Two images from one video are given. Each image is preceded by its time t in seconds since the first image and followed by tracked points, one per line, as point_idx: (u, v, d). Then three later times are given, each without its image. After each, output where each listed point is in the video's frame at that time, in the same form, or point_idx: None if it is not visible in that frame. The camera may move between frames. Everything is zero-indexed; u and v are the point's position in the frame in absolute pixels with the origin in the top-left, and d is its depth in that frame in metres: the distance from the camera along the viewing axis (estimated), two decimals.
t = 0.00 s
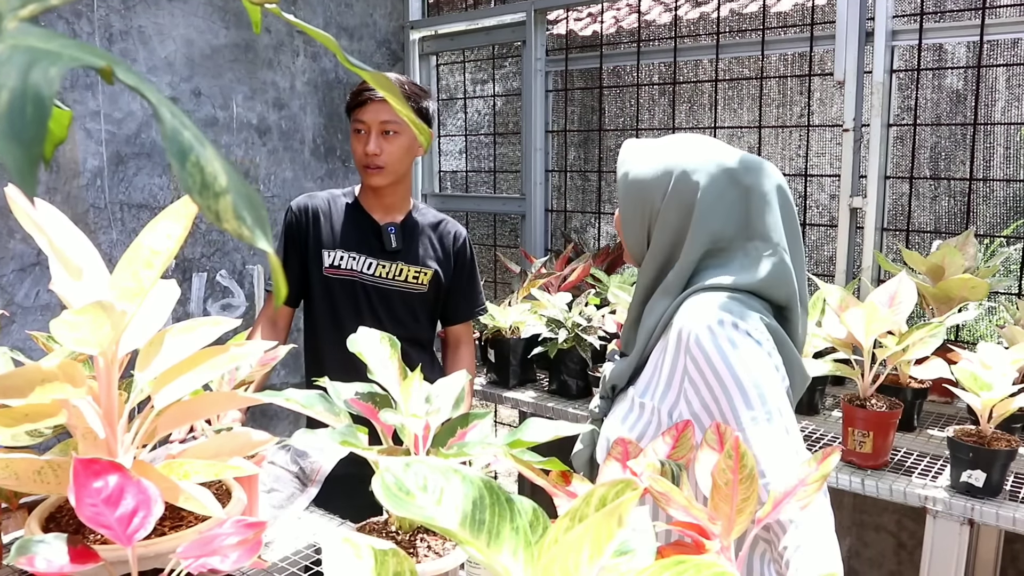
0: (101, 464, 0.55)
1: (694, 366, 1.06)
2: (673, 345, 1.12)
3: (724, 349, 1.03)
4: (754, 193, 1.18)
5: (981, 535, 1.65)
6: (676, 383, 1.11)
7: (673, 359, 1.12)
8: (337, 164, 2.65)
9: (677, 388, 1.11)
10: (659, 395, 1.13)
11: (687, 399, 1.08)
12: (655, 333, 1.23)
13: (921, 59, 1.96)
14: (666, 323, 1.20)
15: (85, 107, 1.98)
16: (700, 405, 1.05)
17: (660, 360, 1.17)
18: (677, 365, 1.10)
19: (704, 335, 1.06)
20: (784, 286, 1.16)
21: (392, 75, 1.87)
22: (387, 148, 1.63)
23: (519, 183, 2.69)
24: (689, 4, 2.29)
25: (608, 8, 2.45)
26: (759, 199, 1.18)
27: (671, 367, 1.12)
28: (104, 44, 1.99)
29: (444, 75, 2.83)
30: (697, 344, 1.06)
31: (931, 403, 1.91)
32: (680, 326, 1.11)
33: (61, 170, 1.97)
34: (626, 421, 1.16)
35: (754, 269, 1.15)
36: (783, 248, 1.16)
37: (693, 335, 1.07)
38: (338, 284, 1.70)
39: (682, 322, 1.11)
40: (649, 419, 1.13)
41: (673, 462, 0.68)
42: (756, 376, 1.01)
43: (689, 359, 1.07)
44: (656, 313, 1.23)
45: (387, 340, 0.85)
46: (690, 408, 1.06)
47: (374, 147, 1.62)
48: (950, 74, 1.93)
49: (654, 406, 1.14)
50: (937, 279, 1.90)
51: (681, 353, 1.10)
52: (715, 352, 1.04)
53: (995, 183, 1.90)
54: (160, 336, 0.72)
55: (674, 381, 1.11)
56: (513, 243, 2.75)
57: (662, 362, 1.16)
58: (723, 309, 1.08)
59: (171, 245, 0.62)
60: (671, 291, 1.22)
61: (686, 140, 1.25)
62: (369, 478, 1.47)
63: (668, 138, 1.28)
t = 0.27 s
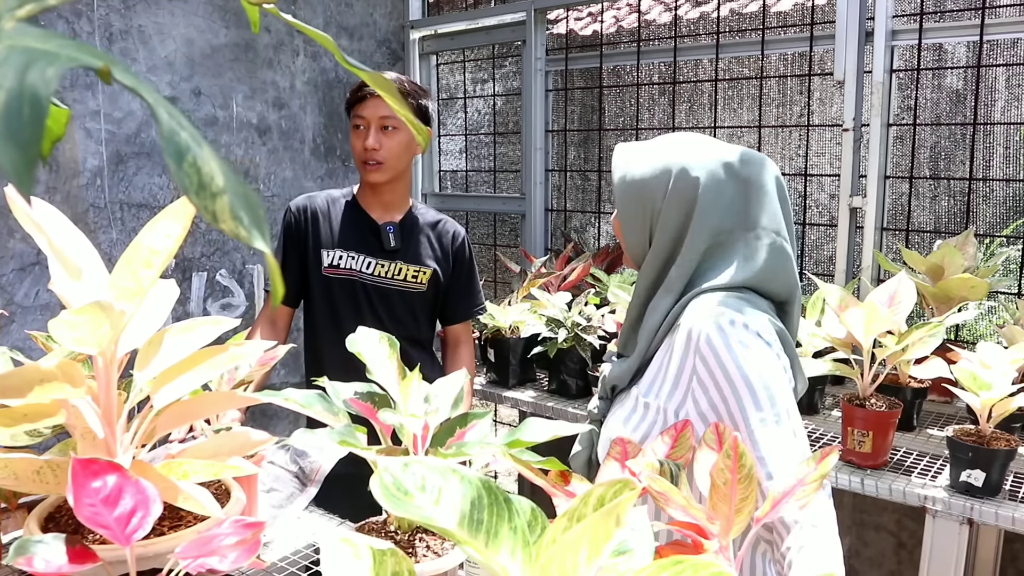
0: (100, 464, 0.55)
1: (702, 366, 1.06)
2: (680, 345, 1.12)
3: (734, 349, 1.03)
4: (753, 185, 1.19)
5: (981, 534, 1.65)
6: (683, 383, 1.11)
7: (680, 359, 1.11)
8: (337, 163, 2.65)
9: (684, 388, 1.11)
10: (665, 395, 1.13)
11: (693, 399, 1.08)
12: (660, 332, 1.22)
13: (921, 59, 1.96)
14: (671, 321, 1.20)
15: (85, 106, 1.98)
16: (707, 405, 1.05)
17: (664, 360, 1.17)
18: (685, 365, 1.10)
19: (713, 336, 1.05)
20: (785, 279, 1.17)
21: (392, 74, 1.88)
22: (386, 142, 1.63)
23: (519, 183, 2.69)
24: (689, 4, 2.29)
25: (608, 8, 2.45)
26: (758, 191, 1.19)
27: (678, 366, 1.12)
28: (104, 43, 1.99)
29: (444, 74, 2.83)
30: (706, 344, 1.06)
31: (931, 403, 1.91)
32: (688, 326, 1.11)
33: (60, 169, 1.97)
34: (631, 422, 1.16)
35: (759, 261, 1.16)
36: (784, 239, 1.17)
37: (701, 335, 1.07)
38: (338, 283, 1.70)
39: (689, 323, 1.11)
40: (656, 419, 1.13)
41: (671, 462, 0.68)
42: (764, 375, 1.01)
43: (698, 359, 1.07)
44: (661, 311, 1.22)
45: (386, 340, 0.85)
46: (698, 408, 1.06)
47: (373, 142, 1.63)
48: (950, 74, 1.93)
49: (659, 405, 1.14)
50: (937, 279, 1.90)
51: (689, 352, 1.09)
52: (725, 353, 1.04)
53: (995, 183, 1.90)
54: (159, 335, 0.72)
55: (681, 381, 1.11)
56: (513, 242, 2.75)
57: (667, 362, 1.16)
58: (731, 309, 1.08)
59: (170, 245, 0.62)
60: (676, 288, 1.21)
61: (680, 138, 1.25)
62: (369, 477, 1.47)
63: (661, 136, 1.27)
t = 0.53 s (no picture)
0: (99, 463, 0.55)
1: (731, 360, 1.11)
2: (708, 337, 1.17)
3: (764, 344, 1.09)
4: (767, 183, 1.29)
5: (980, 534, 1.66)
6: (707, 375, 1.17)
7: (706, 352, 1.17)
8: (336, 163, 2.65)
9: (707, 380, 1.16)
10: (685, 385, 1.18)
11: (716, 392, 1.13)
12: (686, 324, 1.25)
13: (920, 59, 1.96)
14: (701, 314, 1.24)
15: (84, 106, 1.98)
16: (729, 398, 1.11)
17: (684, 351, 1.22)
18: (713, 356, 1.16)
19: (745, 331, 1.11)
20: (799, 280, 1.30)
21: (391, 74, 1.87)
22: (385, 139, 1.63)
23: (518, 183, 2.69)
24: (688, 4, 2.29)
25: (608, 8, 2.45)
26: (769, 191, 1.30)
27: (703, 359, 1.17)
28: (103, 43, 1.99)
29: (443, 75, 2.83)
30: (736, 337, 1.11)
31: (930, 403, 1.91)
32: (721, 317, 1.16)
33: (59, 169, 1.97)
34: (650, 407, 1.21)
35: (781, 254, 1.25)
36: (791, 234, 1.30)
37: (733, 329, 1.12)
38: (337, 283, 1.70)
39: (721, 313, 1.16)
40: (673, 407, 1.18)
41: (671, 462, 0.68)
42: (789, 373, 1.07)
43: (728, 349, 1.12)
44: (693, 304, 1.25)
45: (385, 340, 0.85)
46: (720, 397, 1.12)
47: (373, 138, 1.63)
48: (949, 75, 1.93)
49: (678, 396, 1.18)
50: (936, 279, 1.90)
51: (717, 346, 1.15)
52: (756, 347, 1.09)
53: (995, 183, 1.90)
54: (158, 335, 0.72)
55: (706, 373, 1.17)
56: (512, 242, 2.75)
57: (689, 353, 1.20)
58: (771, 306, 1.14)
59: (169, 245, 0.62)
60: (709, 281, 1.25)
61: (704, 133, 1.27)
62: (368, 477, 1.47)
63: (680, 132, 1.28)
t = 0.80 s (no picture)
0: (97, 463, 0.55)
1: (767, 366, 1.16)
2: (743, 343, 1.23)
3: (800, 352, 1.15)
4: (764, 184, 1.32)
5: (980, 534, 1.65)
6: (742, 381, 1.22)
7: (740, 357, 1.22)
8: (335, 163, 2.65)
9: (743, 386, 1.22)
10: (718, 389, 1.24)
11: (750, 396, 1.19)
12: (713, 330, 1.27)
13: (920, 59, 1.96)
14: (726, 318, 1.26)
15: (83, 106, 1.98)
16: (762, 402, 1.16)
17: (715, 357, 1.26)
18: (750, 363, 1.21)
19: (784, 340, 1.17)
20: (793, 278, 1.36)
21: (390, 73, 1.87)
22: (383, 138, 1.63)
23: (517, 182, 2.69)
24: (688, 3, 2.29)
25: (607, 7, 2.45)
26: (766, 190, 1.33)
27: (737, 363, 1.23)
28: (102, 42, 1.99)
29: (442, 74, 2.83)
30: (775, 346, 1.17)
31: (929, 402, 1.91)
32: (755, 324, 1.21)
33: (58, 169, 1.97)
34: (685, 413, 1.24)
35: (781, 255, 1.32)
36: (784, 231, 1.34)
37: (769, 337, 1.18)
38: (336, 282, 1.69)
39: (755, 321, 1.21)
40: (710, 411, 1.22)
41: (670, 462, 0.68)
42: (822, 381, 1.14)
43: (766, 357, 1.17)
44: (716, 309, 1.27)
45: (384, 339, 0.85)
46: (755, 403, 1.17)
47: (371, 137, 1.63)
48: (948, 74, 1.93)
49: (711, 400, 1.23)
50: (936, 278, 1.90)
51: (753, 351, 1.20)
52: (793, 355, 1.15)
53: (994, 183, 1.90)
54: (157, 335, 0.72)
55: (742, 379, 1.22)
56: (511, 242, 2.75)
57: (723, 359, 1.25)
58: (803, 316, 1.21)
59: (168, 244, 0.62)
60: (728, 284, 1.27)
61: (700, 134, 1.29)
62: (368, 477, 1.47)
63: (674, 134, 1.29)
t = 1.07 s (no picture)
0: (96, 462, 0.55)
1: (778, 379, 1.17)
2: (751, 356, 1.22)
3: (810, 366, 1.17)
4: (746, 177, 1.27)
5: (979, 534, 1.66)
6: (753, 393, 1.22)
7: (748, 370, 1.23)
8: (335, 162, 2.65)
9: (753, 399, 1.22)
10: (728, 403, 1.24)
11: (761, 409, 1.20)
12: (717, 340, 1.26)
13: (919, 58, 1.96)
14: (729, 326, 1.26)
15: (82, 105, 1.98)
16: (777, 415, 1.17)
17: (721, 371, 1.26)
18: (760, 376, 1.21)
19: (794, 352, 1.19)
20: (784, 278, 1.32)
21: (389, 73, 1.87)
22: (380, 138, 1.63)
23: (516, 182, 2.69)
24: (687, 3, 2.29)
25: (607, 7, 2.45)
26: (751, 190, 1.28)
27: (745, 377, 1.23)
28: (101, 42, 1.99)
29: (442, 74, 2.82)
30: (787, 359, 1.18)
31: (929, 402, 1.91)
32: (765, 337, 1.22)
33: (58, 168, 1.97)
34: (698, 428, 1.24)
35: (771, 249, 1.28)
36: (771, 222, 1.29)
37: (779, 350, 1.19)
38: (336, 282, 1.69)
39: (765, 333, 1.22)
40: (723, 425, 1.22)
41: (669, 461, 0.68)
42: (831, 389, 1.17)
43: (778, 371, 1.18)
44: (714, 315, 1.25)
45: (383, 338, 0.85)
46: (766, 416, 1.19)
47: (368, 137, 1.63)
48: (948, 73, 1.93)
49: (723, 415, 1.23)
50: (935, 278, 1.90)
51: (761, 365, 1.21)
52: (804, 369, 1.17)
53: (993, 182, 1.90)
54: (156, 334, 0.71)
55: (752, 392, 1.22)
56: (511, 242, 2.75)
57: (730, 372, 1.25)
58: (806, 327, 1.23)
59: (168, 244, 0.62)
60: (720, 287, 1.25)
61: (671, 134, 1.26)
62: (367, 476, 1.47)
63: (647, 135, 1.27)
